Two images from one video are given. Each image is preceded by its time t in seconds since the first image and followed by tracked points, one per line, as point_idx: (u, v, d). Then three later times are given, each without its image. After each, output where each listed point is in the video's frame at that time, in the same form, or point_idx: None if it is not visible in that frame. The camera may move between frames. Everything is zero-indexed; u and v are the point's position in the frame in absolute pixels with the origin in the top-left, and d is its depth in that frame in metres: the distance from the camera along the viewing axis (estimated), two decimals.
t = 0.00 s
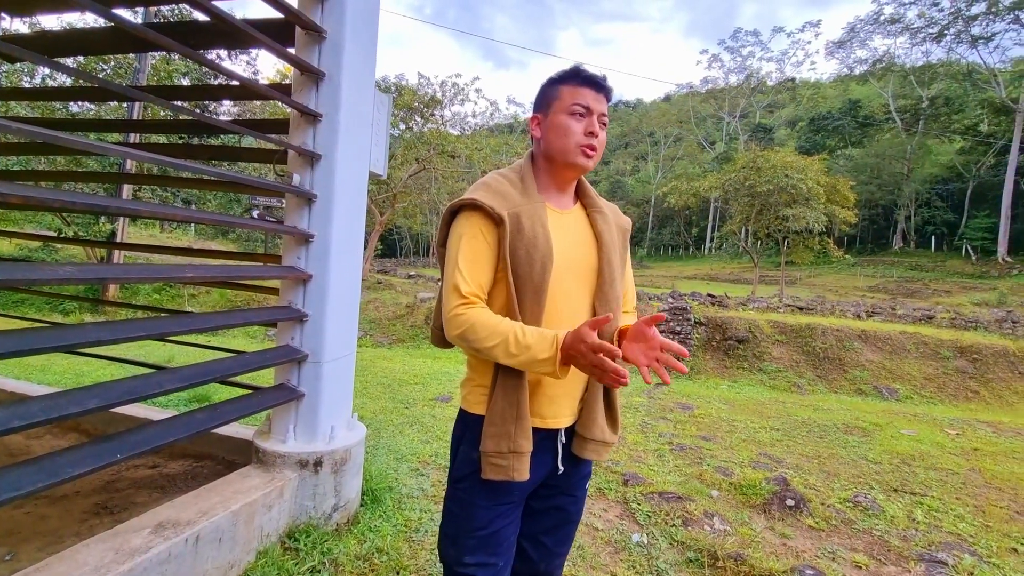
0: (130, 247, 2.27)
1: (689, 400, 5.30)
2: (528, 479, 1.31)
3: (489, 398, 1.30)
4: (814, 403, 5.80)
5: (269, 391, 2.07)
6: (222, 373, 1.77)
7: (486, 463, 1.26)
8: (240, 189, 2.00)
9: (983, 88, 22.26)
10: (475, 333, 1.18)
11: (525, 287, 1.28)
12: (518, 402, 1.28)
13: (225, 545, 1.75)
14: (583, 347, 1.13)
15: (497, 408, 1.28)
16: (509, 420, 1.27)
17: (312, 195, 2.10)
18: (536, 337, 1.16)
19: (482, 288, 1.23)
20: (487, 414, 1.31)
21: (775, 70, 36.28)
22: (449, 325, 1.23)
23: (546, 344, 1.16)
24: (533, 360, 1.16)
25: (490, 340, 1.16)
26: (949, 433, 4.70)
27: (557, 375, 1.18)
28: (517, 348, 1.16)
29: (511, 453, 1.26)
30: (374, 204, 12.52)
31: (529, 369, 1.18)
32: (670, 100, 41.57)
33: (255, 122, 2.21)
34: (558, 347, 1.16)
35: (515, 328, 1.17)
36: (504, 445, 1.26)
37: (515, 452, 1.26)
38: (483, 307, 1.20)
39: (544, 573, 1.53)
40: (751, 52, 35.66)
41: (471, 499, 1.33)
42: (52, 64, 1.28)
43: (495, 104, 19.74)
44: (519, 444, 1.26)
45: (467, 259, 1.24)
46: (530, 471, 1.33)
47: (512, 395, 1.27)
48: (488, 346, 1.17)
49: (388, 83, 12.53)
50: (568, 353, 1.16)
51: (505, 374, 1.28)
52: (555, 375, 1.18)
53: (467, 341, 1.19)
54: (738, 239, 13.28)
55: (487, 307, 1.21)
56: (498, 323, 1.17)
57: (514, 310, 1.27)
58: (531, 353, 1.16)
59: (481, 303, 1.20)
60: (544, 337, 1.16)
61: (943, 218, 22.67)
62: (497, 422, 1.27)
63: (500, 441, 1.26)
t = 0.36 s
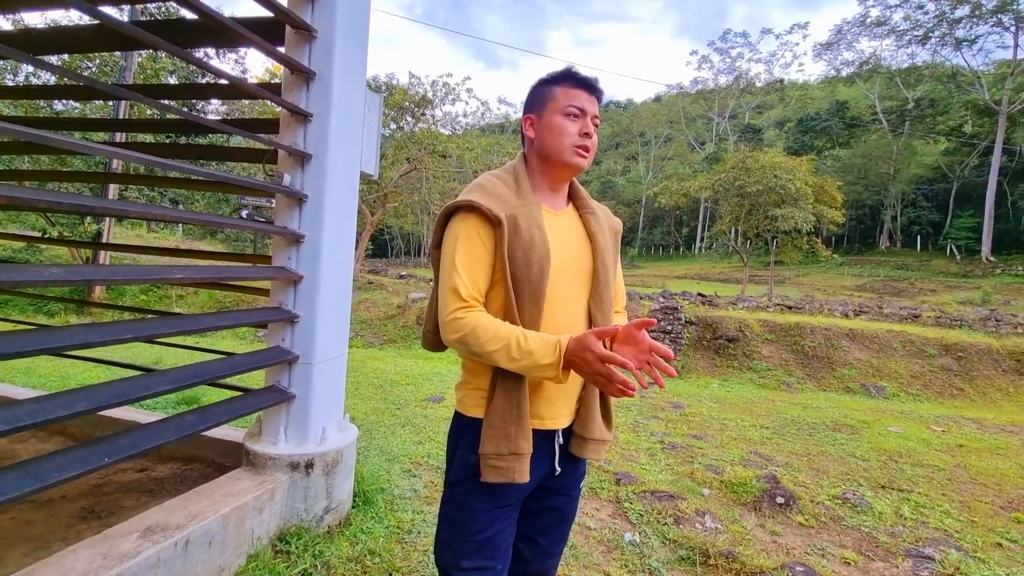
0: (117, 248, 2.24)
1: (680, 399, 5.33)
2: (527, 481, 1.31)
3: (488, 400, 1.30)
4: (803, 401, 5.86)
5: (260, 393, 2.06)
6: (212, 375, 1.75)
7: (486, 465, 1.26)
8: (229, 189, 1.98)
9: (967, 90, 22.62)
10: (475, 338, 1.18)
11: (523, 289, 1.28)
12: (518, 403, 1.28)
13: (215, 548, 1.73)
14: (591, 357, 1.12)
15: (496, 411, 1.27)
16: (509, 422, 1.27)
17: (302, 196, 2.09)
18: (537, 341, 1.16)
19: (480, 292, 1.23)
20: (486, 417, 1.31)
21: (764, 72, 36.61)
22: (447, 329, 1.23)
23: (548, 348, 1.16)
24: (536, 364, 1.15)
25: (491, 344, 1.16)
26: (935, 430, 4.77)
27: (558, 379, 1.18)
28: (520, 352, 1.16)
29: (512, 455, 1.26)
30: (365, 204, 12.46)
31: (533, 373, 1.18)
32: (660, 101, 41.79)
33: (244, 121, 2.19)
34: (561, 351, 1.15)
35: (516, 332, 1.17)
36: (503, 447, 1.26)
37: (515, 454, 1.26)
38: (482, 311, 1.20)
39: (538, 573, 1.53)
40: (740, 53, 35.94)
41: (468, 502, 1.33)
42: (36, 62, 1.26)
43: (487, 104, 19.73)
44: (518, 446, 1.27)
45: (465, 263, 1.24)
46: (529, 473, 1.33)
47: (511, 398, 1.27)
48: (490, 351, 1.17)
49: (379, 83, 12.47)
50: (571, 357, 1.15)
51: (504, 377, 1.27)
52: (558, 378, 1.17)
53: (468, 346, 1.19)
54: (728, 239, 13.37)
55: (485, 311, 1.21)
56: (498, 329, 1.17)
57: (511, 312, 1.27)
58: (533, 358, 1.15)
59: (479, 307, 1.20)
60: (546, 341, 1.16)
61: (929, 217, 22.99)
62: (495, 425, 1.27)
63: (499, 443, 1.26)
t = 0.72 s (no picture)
0: (97, 248, 2.19)
1: (668, 398, 5.37)
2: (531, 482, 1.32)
3: (490, 403, 1.29)
4: (789, 399, 5.93)
5: (246, 395, 2.02)
6: (197, 378, 1.72)
7: (497, 469, 1.25)
8: (214, 188, 1.95)
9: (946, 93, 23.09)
10: (497, 337, 1.17)
11: (527, 288, 1.28)
12: (523, 404, 1.29)
13: (200, 554, 1.70)
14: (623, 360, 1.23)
15: (494, 416, 1.27)
16: (517, 423, 1.28)
17: (290, 196, 2.07)
18: (564, 337, 1.21)
19: (491, 290, 1.22)
20: (483, 421, 1.30)
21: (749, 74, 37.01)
22: (460, 329, 1.20)
23: (574, 343, 1.22)
24: (564, 358, 1.21)
25: (515, 342, 1.17)
26: (918, 427, 4.85)
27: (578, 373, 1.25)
28: (547, 347, 1.19)
29: (524, 456, 1.26)
30: (352, 205, 12.38)
31: (557, 368, 1.23)
32: (647, 102, 42.07)
33: (229, 120, 2.16)
34: (587, 346, 1.23)
35: (542, 330, 1.20)
36: (508, 451, 1.25)
37: (526, 454, 1.27)
38: (498, 309, 1.20)
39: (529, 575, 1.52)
40: (726, 56, 36.30)
41: (463, 506, 1.32)
42: (14, 58, 1.23)
43: (475, 104, 19.70)
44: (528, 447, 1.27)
45: (473, 263, 1.22)
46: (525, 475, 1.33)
47: (519, 398, 1.28)
48: (515, 349, 1.18)
49: (367, 82, 12.40)
50: (600, 357, 1.24)
51: (510, 377, 1.28)
52: (582, 372, 1.24)
53: (490, 345, 1.18)
54: (715, 239, 13.49)
55: (501, 309, 1.20)
56: (520, 326, 1.18)
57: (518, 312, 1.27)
58: (561, 352, 1.20)
59: (494, 304, 1.20)
60: (571, 336, 1.22)
61: (910, 218, 23.41)
62: (495, 428, 1.27)
63: (508, 446, 1.25)
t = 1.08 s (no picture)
0: (80, 246, 2.15)
1: (658, 396, 5.40)
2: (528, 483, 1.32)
3: (490, 403, 1.29)
4: (776, 397, 5.99)
5: (232, 395, 2.00)
6: (183, 378, 1.70)
7: (489, 471, 1.25)
8: (201, 185, 1.92)
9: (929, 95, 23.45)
10: (518, 325, 1.16)
11: (531, 284, 1.30)
12: (523, 403, 1.28)
13: (186, 556, 1.68)
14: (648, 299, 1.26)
15: (494, 417, 1.27)
16: (514, 424, 1.27)
17: (279, 193, 2.05)
18: (583, 307, 1.22)
19: (504, 285, 1.21)
20: (482, 422, 1.29)
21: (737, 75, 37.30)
22: (477, 324, 1.18)
23: (595, 307, 1.23)
24: (589, 323, 1.21)
25: (536, 329, 1.17)
26: (902, 424, 4.93)
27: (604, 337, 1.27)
28: (571, 322, 1.20)
29: (517, 460, 1.26)
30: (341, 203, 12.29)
31: (583, 337, 1.23)
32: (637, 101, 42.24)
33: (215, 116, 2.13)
34: (610, 307, 1.24)
35: (562, 309, 1.20)
36: (509, 452, 1.25)
37: (520, 458, 1.26)
38: (513, 301, 1.19)
39: (521, 573, 1.53)
40: (715, 56, 36.54)
41: (459, 507, 1.32)
42: None
43: (466, 102, 19.64)
44: (523, 450, 1.27)
45: (485, 257, 1.20)
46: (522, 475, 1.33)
47: (518, 398, 1.27)
48: (537, 332, 1.18)
49: (357, 79, 12.30)
50: (623, 310, 1.25)
51: (511, 375, 1.27)
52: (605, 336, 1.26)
53: (509, 337, 1.16)
54: (703, 239, 13.58)
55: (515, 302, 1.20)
56: (540, 310, 1.17)
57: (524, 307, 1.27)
58: (584, 322, 1.21)
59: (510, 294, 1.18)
60: (591, 300, 1.24)
61: (894, 219, 23.75)
62: (497, 430, 1.26)
63: (506, 448, 1.25)
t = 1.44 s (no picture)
0: (56, 240, 2.10)
1: (642, 392, 5.45)
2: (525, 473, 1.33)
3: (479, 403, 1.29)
4: (758, 393, 6.10)
5: (215, 393, 1.97)
6: (163, 375, 1.67)
7: (486, 464, 1.25)
8: (182, 178, 1.89)
9: (908, 97, 23.91)
10: (496, 341, 1.16)
11: (514, 285, 1.30)
12: (513, 400, 1.29)
13: (168, 555, 1.66)
14: (616, 404, 1.25)
15: (487, 412, 1.27)
16: (507, 418, 1.28)
17: (263, 187, 2.02)
18: (558, 360, 1.19)
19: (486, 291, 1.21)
20: (474, 418, 1.30)
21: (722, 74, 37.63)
22: (460, 331, 1.19)
23: (567, 369, 1.19)
24: (555, 380, 1.18)
25: (514, 351, 1.17)
26: (878, 418, 5.05)
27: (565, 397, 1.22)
28: (541, 365, 1.17)
29: (514, 450, 1.27)
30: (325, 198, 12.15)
31: (546, 389, 1.20)
32: (622, 99, 42.39)
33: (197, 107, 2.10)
34: (578, 374, 1.20)
35: (539, 346, 1.19)
36: (505, 443, 1.26)
37: (516, 448, 1.28)
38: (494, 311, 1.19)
39: (508, 566, 1.53)
40: (700, 55, 36.83)
41: (452, 503, 1.32)
42: None
43: (452, 97, 19.50)
44: (518, 440, 1.28)
45: (467, 260, 1.21)
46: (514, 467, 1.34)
47: (506, 396, 1.28)
48: (513, 360, 1.17)
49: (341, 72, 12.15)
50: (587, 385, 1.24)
51: (500, 376, 1.28)
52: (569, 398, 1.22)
53: (490, 349, 1.17)
54: (687, 236, 13.70)
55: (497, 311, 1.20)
56: (518, 335, 1.17)
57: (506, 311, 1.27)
58: (554, 375, 1.18)
59: (491, 305, 1.19)
60: (565, 361, 1.20)
61: (873, 218, 24.23)
62: (491, 423, 1.27)
63: (499, 440, 1.26)
